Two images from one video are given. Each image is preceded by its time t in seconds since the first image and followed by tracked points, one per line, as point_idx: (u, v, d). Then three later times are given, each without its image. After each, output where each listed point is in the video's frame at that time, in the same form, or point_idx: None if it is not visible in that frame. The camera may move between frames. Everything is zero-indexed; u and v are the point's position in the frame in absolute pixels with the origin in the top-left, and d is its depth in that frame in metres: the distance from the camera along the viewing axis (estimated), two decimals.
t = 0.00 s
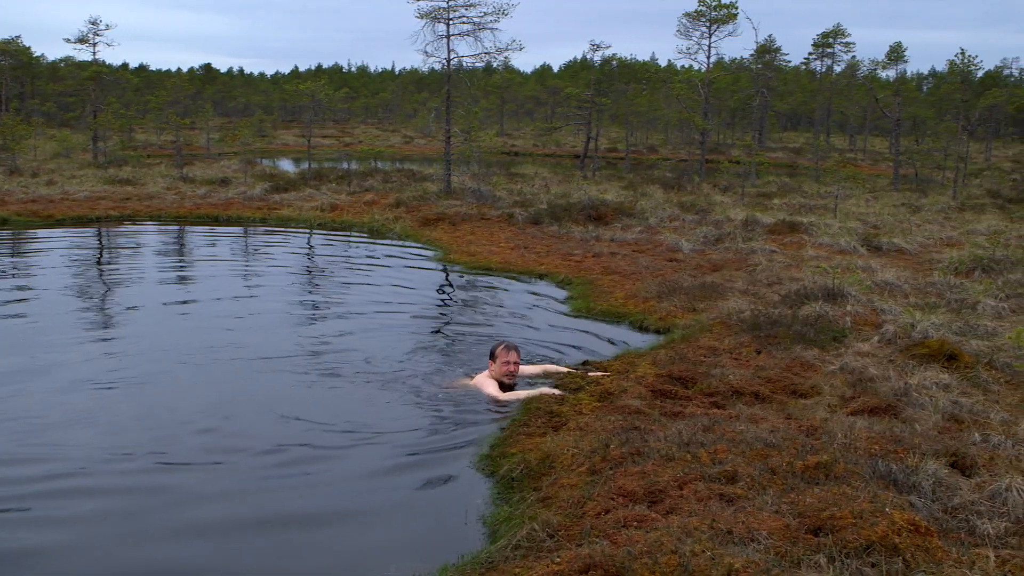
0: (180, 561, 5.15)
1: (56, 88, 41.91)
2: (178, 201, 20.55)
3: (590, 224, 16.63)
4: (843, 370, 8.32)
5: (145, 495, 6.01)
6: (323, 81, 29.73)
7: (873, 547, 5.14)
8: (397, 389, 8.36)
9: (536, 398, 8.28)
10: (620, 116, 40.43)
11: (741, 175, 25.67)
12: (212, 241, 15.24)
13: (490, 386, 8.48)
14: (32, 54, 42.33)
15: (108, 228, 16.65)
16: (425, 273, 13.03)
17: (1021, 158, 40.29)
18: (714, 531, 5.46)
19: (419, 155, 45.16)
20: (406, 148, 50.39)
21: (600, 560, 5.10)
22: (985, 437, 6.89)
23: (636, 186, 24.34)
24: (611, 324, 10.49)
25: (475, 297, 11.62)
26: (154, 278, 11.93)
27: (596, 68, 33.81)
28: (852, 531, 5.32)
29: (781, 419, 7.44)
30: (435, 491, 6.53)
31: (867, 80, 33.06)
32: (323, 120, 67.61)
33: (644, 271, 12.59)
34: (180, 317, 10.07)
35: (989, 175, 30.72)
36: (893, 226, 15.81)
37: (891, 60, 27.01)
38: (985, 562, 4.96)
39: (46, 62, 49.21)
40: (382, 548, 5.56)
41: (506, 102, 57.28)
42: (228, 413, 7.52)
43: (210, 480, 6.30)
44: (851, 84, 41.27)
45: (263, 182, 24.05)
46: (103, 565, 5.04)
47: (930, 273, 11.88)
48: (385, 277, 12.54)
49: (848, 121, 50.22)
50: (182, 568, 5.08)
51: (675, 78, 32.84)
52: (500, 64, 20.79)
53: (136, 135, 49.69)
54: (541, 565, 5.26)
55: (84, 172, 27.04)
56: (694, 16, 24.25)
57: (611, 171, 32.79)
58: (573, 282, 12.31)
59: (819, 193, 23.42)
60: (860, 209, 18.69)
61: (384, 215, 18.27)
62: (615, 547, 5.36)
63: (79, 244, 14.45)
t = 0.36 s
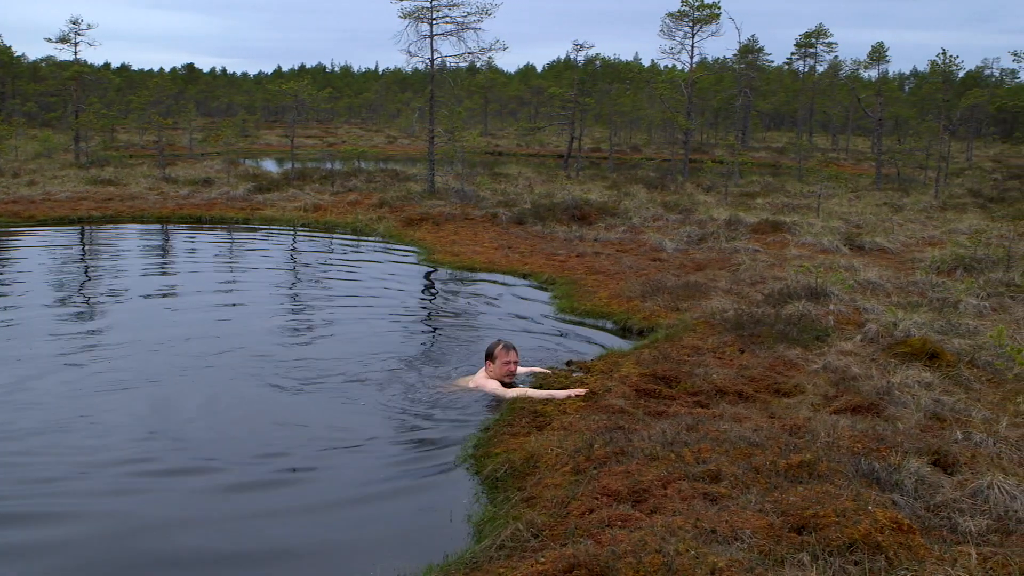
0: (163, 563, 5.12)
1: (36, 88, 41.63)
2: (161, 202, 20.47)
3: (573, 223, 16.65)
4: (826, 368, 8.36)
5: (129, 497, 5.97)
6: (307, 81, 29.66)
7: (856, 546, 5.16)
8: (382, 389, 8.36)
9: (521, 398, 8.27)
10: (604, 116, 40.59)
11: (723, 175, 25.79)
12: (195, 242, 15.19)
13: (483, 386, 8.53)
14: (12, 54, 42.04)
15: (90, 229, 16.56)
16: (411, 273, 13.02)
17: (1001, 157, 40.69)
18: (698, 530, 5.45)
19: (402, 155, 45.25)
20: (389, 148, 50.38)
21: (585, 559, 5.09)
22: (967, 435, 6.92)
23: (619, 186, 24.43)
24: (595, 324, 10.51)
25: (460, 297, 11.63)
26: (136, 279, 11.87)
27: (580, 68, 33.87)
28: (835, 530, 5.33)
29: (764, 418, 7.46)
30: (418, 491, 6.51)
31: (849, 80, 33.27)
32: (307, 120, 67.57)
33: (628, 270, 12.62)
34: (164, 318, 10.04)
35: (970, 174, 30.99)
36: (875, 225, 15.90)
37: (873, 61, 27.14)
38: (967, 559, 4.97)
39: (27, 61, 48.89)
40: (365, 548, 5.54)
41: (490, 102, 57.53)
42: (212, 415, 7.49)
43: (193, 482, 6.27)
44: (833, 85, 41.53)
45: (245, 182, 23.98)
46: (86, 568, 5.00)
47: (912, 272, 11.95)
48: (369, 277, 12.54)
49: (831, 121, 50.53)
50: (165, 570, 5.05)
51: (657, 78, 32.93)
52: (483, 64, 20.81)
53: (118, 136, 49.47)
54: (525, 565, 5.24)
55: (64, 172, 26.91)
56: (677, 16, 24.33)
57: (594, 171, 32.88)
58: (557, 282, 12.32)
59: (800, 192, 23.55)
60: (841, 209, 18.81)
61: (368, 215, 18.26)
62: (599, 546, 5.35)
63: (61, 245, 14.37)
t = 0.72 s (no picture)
0: (153, 566, 5.10)
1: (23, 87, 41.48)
2: (149, 202, 20.42)
3: (562, 223, 16.67)
4: (814, 367, 8.39)
5: (120, 499, 5.95)
6: (295, 81, 29.61)
7: (845, 544, 5.18)
8: (371, 389, 8.35)
9: (510, 397, 8.26)
10: (593, 116, 40.66)
11: (711, 175, 25.85)
12: (182, 242, 15.16)
13: (478, 385, 8.56)
14: None
15: (77, 229, 16.53)
16: (400, 272, 13.02)
17: (988, 157, 40.91)
18: (687, 529, 5.46)
19: (391, 155, 45.24)
20: (377, 148, 50.38)
21: (574, 558, 5.09)
22: (954, 433, 6.95)
23: (607, 185, 24.47)
24: (584, 323, 10.52)
25: (449, 296, 11.62)
26: (124, 280, 11.85)
27: (569, 68, 33.90)
28: (824, 528, 5.35)
29: (752, 417, 7.47)
30: (408, 491, 6.50)
31: (837, 79, 33.37)
32: (296, 120, 67.44)
33: (617, 270, 12.64)
34: (153, 319, 10.03)
35: (957, 173, 31.14)
36: (864, 224, 15.96)
37: (860, 61, 27.20)
38: (955, 556, 4.98)
39: (13, 61, 48.70)
40: (355, 548, 5.53)
41: (479, 101, 57.56)
42: (200, 416, 7.47)
43: (184, 483, 6.25)
44: (822, 85, 41.66)
45: (233, 182, 23.94)
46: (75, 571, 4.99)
47: (900, 271, 11.99)
48: (358, 276, 12.55)
49: (820, 120, 50.70)
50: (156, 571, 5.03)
51: (646, 77, 32.95)
52: (472, 63, 20.79)
53: (105, 135, 49.34)
54: (514, 565, 5.23)
55: (52, 172, 26.86)
56: (665, 16, 24.35)
57: (583, 171, 32.88)
58: (546, 282, 12.33)
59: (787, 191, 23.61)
60: (830, 208, 18.87)
61: (356, 215, 18.25)
62: (588, 546, 5.34)
63: (48, 245, 14.31)
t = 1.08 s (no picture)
0: (140, 568, 5.09)
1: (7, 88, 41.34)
2: (135, 202, 20.37)
3: (549, 223, 16.69)
4: (801, 366, 8.42)
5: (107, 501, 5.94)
6: (281, 81, 29.57)
7: (831, 543, 5.20)
8: (359, 390, 8.35)
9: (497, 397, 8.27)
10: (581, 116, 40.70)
11: (697, 175, 25.92)
12: (168, 243, 15.14)
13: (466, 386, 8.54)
14: None
15: (62, 230, 16.48)
16: (388, 272, 13.03)
17: (974, 157, 41.18)
18: (674, 529, 5.47)
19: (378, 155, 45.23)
20: (364, 148, 50.40)
21: (561, 558, 5.09)
22: (940, 432, 6.98)
23: (593, 185, 24.52)
24: (572, 323, 10.54)
25: (438, 296, 11.63)
26: (111, 280, 11.82)
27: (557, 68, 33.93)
28: (810, 527, 5.37)
29: (739, 416, 7.49)
30: (396, 492, 6.49)
31: (824, 79, 33.48)
32: (282, 120, 67.39)
33: (604, 270, 12.66)
34: (140, 320, 10.02)
35: (942, 173, 31.33)
36: (850, 224, 16.03)
37: (846, 61, 27.28)
38: (940, 555, 5.01)
39: None
40: (343, 550, 5.52)
41: (466, 101, 57.62)
42: (188, 417, 7.45)
43: (172, 485, 6.23)
44: (808, 84, 41.81)
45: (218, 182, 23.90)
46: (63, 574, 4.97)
47: (886, 271, 12.05)
48: (346, 276, 12.57)
49: (806, 119, 50.93)
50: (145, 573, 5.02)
51: (634, 76, 32.98)
52: (458, 64, 20.78)
53: (91, 136, 49.22)
54: (501, 565, 5.23)
55: (36, 173, 26.77)
56: (652, 16, 24.38)
57: (570, 171, 32.91)
58: (534, 282, 12.34)
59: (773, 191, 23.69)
60: (816, 208, 18.94)
61: (343, 215, 18.24)
62: (576, 546, 5.35)
63: (33, 246, 14.26)
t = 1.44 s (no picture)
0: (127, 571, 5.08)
1: None
2: (121, 203, 20.32)
3: (536, 223, 16.72)
4: (787, 366, 8.45)
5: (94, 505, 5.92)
6: (267, 82, 29.54)
7: (817, 542, 5.21)
8: (346, 391, 8.35)
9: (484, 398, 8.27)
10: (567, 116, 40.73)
11: (683, 175, 25.99)
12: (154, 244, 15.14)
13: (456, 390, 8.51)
14: None
15: (47, 230, 16.44)
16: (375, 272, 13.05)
17: (960, 156, 41.42)
18: (660, 528, 5.47)
19: (365, 155, 45.23)
20: (351, 149, 50.42)
21: (548, 558, 5.10)
22: (925, 430, 7.00)
23: (580, 185, 24.55)
24: (559, 323, 10.56)
25: (425, 297, 11.63)
26: (98, 282, 11.80)
27: (544, 69, 33.96)
28: (796, 526, 5.38)
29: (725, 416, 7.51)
30: (383, 493, 6.49)
31: (809, 79, 33.62)
32: (269, 120, 67.37)
33: (591, 270, 12.68)
34: (127, 321, 10.01)
35: (927, 173, 31.50)
36: (836, 223, 16.08)
37: (832, 61, 27.34)
38: (925, 553, 5.02)
39: None
40: (330, 551, 5.52)
41: (452, 101, 57.66)
42: (175, 419, 7.44)
43: (160, 488, 6.22)
44: (795, 85, 41.92)
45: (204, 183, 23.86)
46: None
47: (871, 270, 12.09)
48: (332, 276, 12.59)
49: (793, 119, 51.11)
50: None
51: (621, 76, 33.03)
52: (444, 64, 20.75)
53: (77, 137, 49.11)
54: (488, 565, 5.23)
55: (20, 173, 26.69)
56: (638, 17, 24.38)
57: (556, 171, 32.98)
58: (521, 282, 12.35)
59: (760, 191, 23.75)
60: (803, 207, 19.00)
61: (330, 216, 18.23)
62: (562, 546, 5.35)
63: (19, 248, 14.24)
